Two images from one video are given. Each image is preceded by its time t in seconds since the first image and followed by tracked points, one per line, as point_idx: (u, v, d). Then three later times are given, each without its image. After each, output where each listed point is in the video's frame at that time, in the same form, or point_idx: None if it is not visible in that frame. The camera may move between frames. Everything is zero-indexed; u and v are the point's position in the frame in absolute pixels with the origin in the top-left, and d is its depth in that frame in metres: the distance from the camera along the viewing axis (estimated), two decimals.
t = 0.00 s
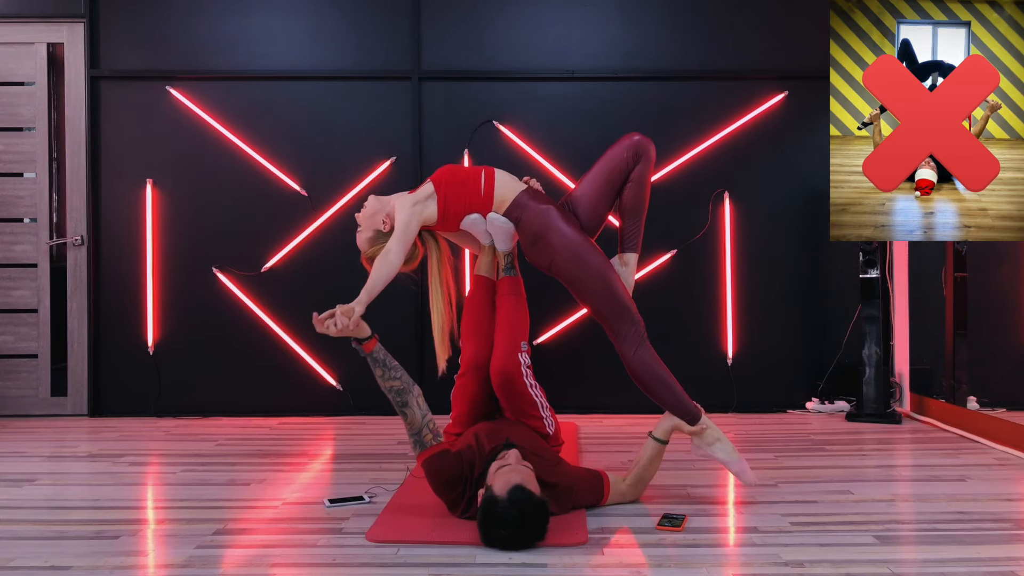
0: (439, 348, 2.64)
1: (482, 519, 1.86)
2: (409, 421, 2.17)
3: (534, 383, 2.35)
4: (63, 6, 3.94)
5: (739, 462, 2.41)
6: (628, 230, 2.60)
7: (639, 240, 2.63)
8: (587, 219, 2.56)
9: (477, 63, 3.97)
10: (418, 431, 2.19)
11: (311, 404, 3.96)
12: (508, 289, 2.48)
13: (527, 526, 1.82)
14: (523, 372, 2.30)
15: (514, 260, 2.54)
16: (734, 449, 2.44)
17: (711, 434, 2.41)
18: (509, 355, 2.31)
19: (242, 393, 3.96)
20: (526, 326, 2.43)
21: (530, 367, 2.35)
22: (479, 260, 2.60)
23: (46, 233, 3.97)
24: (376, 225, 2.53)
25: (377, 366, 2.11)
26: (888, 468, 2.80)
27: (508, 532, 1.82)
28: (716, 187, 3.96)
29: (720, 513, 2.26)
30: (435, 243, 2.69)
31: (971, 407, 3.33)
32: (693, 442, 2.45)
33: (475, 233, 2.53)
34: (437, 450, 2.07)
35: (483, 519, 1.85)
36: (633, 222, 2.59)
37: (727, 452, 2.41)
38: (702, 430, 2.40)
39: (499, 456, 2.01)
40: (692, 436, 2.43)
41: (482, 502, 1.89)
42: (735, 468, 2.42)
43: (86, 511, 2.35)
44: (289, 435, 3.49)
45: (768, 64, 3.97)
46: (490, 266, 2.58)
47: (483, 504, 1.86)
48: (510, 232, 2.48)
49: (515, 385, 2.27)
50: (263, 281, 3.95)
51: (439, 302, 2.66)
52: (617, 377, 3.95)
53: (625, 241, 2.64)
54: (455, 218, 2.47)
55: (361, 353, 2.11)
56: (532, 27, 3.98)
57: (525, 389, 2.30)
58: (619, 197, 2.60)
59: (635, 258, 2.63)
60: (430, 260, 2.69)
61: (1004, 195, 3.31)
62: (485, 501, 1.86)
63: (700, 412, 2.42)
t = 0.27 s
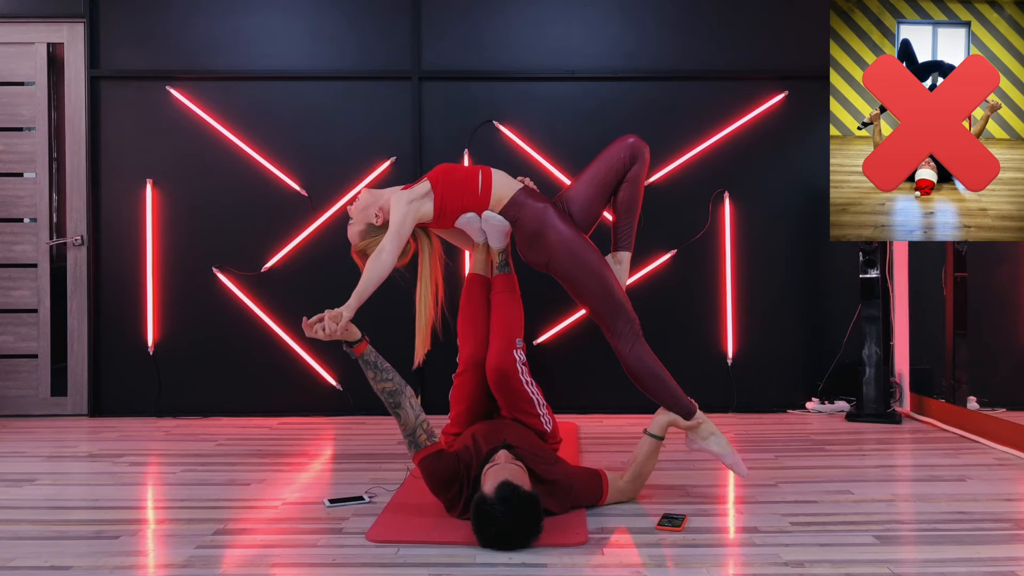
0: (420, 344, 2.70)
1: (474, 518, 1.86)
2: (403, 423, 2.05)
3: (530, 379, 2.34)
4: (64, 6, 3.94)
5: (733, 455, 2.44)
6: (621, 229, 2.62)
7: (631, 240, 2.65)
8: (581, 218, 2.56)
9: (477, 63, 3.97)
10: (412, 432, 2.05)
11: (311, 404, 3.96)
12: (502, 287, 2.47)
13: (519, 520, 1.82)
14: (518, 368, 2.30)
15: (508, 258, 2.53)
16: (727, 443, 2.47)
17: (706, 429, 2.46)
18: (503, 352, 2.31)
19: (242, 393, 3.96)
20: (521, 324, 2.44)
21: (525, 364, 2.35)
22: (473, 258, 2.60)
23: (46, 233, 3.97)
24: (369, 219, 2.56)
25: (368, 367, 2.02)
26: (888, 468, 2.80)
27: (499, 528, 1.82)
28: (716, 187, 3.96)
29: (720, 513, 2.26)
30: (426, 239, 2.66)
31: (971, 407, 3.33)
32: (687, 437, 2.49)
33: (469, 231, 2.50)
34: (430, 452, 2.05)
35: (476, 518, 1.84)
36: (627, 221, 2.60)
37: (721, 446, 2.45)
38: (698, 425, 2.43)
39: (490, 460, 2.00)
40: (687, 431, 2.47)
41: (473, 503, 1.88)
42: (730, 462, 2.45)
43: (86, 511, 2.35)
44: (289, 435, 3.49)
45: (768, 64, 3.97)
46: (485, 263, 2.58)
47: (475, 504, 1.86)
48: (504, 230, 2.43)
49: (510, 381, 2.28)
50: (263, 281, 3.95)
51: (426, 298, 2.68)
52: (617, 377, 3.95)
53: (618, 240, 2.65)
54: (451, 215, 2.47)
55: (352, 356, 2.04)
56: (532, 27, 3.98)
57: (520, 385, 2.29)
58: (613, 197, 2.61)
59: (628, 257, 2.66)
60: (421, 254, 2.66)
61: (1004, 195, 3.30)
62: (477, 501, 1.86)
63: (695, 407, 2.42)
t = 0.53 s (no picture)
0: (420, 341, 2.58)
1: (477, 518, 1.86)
2: (408, 419, 2.11)
3: (528, 378, 2.35)
4: (64, 6, 3.94)
5: (732, 452, 2.43)
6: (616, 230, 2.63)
7: (627, 241, 2.66)
8: (577, 221, 2.54)
9: (477, 63, 3.97)
10: (416, 429, 2.12)
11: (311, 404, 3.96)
12: (498, 286, 2.47)
13: (521, 524, 1.82)
14: (515, 366, 2.30)
15: (503, 256, 2.53)
16: (726, 440, 2.47)
17: (703, 426, 2.44)
18: (501, 350, 2.32)
19: (242, 393, 3.96)
20: (518, 322, 2.44)
21: (523, 363, 2.35)
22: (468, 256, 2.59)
23: (46, 234, 3.97)
24: (363, 207, 2.54)
25: (373, 366, 2.06)
26: (888, 468, 2.80)
27: (501, 530, 1.82)
28: (716, 187, 3.96)
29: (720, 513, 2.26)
30: (420, 232, 2.64)
31: (971, 408, 3.33)
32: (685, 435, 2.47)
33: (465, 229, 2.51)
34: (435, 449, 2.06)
35: (478, 519, 1.85)
36: (622, 222, 2.61)
37: (720, 443, 2.44)
38: (694, 423, 2.42)
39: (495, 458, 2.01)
40: (685, 429, 2.46)
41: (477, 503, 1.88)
42: (730, 460, 2.44)
43: (86, 511, 2.35)
44: (289, 435, 3.49)
45: (769, 64, 3.97)
46: (479, 262, 2.58)
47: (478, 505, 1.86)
48: (498, 228, 2.44)
49: (508, 379, 2.28)
50: (263, 281, 3.95)
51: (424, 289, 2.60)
52: (617, 376, 3.95)
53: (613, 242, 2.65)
54: (447, 212, 2.47)
55: (357, 353, 2.08)
56: (532, 27, 3.98)
57: (518, 383, 2.30)
58: (608, 198, 2.62)
59: (625, 257, 2.65)
60: (414, 247, 2.63)
61: (1004, 195, 3.30)
62: (480, 501, 1.86)
63: (693, 405, 2.39)
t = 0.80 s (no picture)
0: (417, 341, 2.61)
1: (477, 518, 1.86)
2: (398, 425, 2.04)
3: (528, 379, 2.35)
4: (64, 6, 3.94)
5: (733, 450, 2.44)
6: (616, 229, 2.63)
7: (627, 240, 2.66)
8: (576, 218, 2.54)
9: (477, 63, 3.97)
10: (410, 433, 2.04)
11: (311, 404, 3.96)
12: (497, 286, 2.48)
13: (522, 525, 1.83)
14: (515, 366, 2.31)
15: (503, 256, 2.52)
16: (727, 438, 2.47)
17: (704, 424, 2.45)
18: (500, 351, 2.32)
19: (242, 392, 3.96)
20: (518, 323, 2.44)
21: (523, 364, 2.36)
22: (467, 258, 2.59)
23: (46, 234, 3.97)
24: (360, 213, 2.54)
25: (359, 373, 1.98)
26: (888, 468, 2.80)
27: (502, 531, 1.83)
28: (716, 187, 3.96)
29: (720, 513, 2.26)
30: (416, 236, 2.61)
31: (971, 407, 3.33)
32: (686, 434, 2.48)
33: (463, 231, 2.51)
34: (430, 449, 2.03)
35: (478, 519, 1.85)
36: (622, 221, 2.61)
37: (720, 441, 2.44)
38: (696, 421, 2.42)
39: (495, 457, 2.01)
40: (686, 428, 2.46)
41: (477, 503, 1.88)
42: (730, 458, 2.44)
43: (86, 511, 2.35)
44: (289, 435, 3.49)
45: (769, 64, 3.97)
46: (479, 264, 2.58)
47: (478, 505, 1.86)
48: (497, 231, 2.43)
49: (508, 380, 2.29)
50: (263, 281, 3.95)
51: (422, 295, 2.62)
52: (617, 376, 3.95)
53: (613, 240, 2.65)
54: (444, 217, 2.45)
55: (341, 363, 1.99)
56: (532, 27, 3.98)
57: (518, 384, 2.30)
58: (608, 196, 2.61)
59: (625, 256, 2.66)
60: (411, 251, 2.62)
61: (1004, 195, 3.30)
62: (481, 502, 1.86)
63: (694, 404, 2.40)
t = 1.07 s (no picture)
0: (417, 342, 2.61)
1: (480, 520, 1.87)
2: (400, 425, 2.08)
3: (528, 378, 2.36)
4: (64, 6, 3.94)
5: (733, 451, 2.43)
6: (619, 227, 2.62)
7: (630, 239, 2.65)
8: (576, 214, 2.55)
9: (477, 63, 3.97)
10: (411, 434, 2.08)
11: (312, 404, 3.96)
12: (497, 286, 2.48)
13: (524, 528, 1.82)
14: (515, 366, 2.31)
15: (503, 256, 2.53)
16: (727, 439, 2.47)
17: (705, 426, 2.45)
18: (501, 351, 2.32)
19: (242, 392, 3.96)
20: (518, 324, 2.45)
21: (523, 363, 2.36)
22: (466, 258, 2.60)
23: (46, 234, 3.97)
24: (359, 215, 2.54)
25: (359, 376, 2.03)
26: (888, 468, 2.80)
27: (503, 534, 1.83)
28: (716, 187, 3.96)
29: (720, 513, 2.26)
30: (416, 236, 2.61)
31: (971, 407, 3.33)
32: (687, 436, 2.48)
33: (462, 231, 2.52)
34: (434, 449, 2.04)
35: (481, 520, 1.86)
36: (625, 219, 2.60)
37: (721, 442, 2.44)
38: (697, 422, 2.42)
39: (499, 458, 2.01)
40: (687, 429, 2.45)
41: (480, 504, 1.89)
42: (731, 459, 2.44)
43: (86, 511, 2.35)
44: (289, 435, 3.49)
45: (768, 64, 3.97)
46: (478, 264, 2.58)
47: (481, 507, 1.87)
48: (496, 229, 2.46)
49: (508, 379, 2.29)
50: (262, 281, 3.95)
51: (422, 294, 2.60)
52: (617, 376, 3.95)
53: (615, 238, 2.65)
54: (442, 218, 2.44)
55: (341, 365, 2.04)
56: (532, 27, 3.98)
57: (519, 384, 2.31)
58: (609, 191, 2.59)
59: (627, 255, 2.65)
60: (411, 251, 2.62)
61: (1004, 195, 3.30)
62: (484, 504, 1.86)
63: (694, 404, 2.39)
